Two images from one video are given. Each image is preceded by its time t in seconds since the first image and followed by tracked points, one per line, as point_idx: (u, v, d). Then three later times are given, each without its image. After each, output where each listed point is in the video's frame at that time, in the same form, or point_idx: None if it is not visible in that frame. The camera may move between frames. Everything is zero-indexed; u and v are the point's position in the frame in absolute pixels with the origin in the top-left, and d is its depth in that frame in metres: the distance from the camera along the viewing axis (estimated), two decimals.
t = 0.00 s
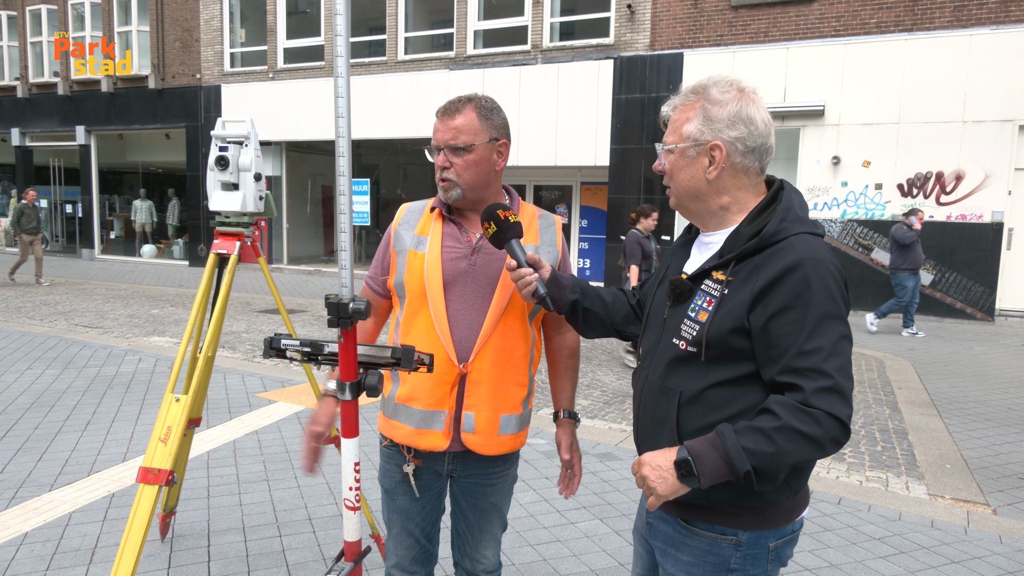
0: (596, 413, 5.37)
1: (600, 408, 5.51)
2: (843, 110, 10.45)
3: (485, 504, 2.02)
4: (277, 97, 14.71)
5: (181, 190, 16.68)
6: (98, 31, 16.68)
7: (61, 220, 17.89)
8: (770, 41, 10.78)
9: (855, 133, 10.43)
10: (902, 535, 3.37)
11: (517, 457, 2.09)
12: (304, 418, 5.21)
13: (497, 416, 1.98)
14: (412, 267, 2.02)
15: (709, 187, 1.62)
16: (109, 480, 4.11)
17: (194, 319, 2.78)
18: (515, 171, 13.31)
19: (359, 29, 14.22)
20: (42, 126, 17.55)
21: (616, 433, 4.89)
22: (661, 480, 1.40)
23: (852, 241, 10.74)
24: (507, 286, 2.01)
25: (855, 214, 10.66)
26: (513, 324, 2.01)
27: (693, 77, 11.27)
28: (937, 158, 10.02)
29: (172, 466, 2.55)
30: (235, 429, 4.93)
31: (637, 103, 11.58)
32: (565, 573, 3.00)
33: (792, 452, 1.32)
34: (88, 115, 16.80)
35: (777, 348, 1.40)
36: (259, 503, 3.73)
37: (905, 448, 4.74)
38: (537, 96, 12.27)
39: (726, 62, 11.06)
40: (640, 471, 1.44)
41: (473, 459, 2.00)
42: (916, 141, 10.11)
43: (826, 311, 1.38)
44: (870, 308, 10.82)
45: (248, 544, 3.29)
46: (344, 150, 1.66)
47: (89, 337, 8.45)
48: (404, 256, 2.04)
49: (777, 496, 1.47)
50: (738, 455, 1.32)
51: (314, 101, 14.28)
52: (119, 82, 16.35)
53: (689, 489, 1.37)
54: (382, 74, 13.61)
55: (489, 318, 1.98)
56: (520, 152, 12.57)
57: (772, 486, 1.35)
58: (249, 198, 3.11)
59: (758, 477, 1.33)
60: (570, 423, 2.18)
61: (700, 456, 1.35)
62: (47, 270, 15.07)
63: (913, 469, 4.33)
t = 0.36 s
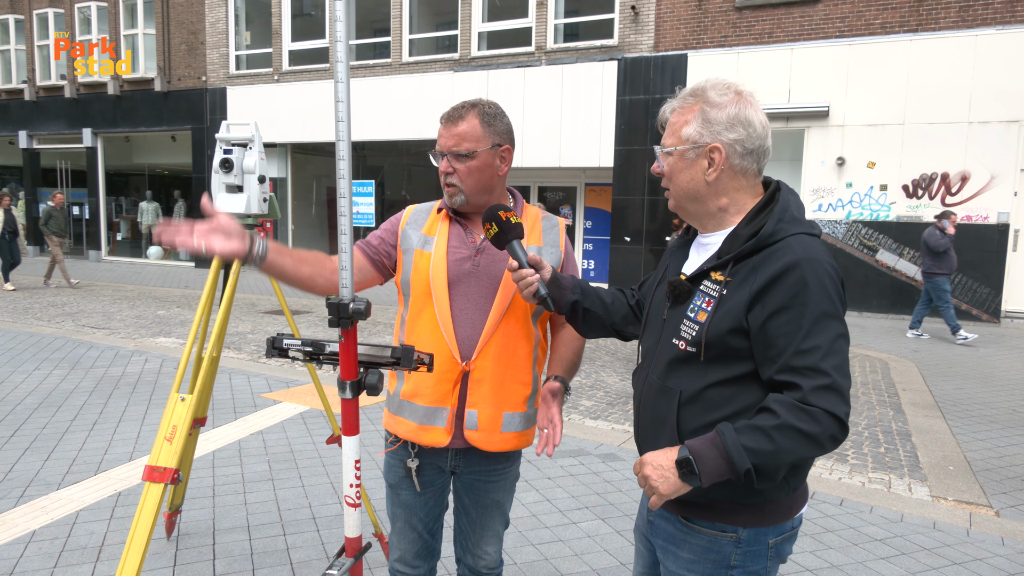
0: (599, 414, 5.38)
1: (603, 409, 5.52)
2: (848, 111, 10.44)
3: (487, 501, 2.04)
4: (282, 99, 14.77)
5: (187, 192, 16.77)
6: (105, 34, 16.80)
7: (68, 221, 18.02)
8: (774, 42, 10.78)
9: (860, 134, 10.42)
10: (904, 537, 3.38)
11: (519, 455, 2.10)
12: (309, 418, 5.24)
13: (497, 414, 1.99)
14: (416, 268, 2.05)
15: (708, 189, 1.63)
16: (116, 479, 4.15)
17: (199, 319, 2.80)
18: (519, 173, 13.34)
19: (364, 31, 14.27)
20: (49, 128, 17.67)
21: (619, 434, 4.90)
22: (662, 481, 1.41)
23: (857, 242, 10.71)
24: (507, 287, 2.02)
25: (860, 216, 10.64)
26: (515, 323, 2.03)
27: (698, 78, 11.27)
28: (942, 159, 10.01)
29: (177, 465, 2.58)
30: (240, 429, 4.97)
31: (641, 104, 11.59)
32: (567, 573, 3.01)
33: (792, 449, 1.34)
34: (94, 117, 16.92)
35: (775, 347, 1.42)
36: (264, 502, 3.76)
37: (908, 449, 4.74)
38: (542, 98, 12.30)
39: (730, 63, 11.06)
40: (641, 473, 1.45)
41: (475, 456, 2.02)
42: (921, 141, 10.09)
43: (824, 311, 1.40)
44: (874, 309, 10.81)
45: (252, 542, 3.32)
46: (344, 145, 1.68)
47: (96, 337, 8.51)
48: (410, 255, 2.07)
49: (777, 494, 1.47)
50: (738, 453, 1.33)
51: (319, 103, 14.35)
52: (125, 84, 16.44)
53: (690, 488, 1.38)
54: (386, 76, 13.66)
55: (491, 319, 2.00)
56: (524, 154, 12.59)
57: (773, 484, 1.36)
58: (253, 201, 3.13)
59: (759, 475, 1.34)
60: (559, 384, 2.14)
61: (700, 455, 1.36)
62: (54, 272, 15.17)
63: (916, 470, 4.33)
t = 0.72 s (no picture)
0: (606, 413, 5.41)
1: (610, 408, 5.54)
2: (857, 109, 10.40)
3: (488, 498, 2.07)
4: (293, 100, 14.88)
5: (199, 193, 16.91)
6: (118, 36, 17.00)
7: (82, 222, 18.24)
8: (783, 41, 10.75)
9: (870, 132, 10.37)
10: (909, 535, 3.38)
11: (520, 452, 2.14)
12: (318, 416, 5.30)
13: (496, 412, 2.02)
14: (419, 267, 2.09)
15: (702, 190, 1.66)
16: (129, 475, 4.22)
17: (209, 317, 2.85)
18: (528, 172, 13.37)
19: (374, 33, 14.36)
20: (63, 129, 17.88)
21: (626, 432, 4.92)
22: (658, 475, 1.44)
23: (867, 240, 10.64)
24: (508, 287, 2.05)
25: (869, 214, 10.59)
26: (515, 322, 2.06)
27: (706, 77, 11.26)
28: (952, 157, 9.95)
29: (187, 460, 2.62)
30: (251, 426, 5.03)
31: (649, 103, 11.57)
32: (571, 569, 3.04)
33: (785, 444, 1.36)
34: (107, 119, 17.11)
35: (769, 345, 1.44)
36: (273, 498, 3.82)
37: (916, 448, 4.73)
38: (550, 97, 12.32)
39: (739, 62, 11.03)
40: (637, 468, 1.48)
41: (476, 453, 2.05)
42: (931, 140, 10.04)
43: (816, 310, 1.42)
44: (884, 308, 10.75)
45: (262, 538, 3.38)
46: (345, 144, 1.73)
47: (109, 336, 8.62)
48: (416, 255, 2.11)
49: (772, 489, 1.50)
50: (732, 448, 1.36)
51: (328, 104, 14.45)
52: (138, 86, 16.60)
53: (685, 483, 1.41)
54: (395, 76, 13.72)
55: (491, 317, 2.03)
56: (533, 154, 12.62)
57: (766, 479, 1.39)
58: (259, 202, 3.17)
59: (753, 470, 1.37)
60: (571, 427, 2.21)
61: (695, 451, 1.39)
62: (68, 271, 15.36)
63: (923, 470, 4.32)
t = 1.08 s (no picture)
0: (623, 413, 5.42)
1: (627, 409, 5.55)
2: (880, 109, 10.27)
3: (500, 494, 2.10)
4: (316, 104, 15.08)
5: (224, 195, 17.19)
6: (146, 42, 17.37)
7: (111, 224, 18.66)
8: (805, 40, 10.65)
9: (894, 131, 10.23)
10: (927, 537, 3.35)
11: (531, 450, 2.17)
12: (338, 415, 5.38)
13: (506, 410, 2.06)
14: (431, 269, 2.14)
15: (706, 194, 1.68)
16: (154, 472, 4.33)
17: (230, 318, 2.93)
18: (548, 174, 13.41)
19: (395, 36, 14.50)
20: (93, 134, 18.30)
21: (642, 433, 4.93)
22: (657, 469, 1.47)
23: (892, 241, 10.49)
24: (518, 287, 2.08)
25: (894, 214, 10.44)
26: (524, 322, 2.09)
27: (727, 78, 11.20)
28: (979, 156, 9.79)
29: (210, 456, 2.70)
30: (273, 425, 5.13)
31: (669, 103, 11.53)
32: (585, 567, 3.07)
33: (782, 441, 1.38)
34: (136, 123, 17.48)
35: (768, 344, 1.46)
36: (294, 495, 3.89)
37: (937, 451, 4.67)
38: (570, 99, 12.33)
39: (760, 62, 10.95)
40: (638, 462, 1.51)
41: (488, 451, 2.09)
42: (957, 139, 9.88)
43: (815, 310, 1.43)
44: (909, 310, 10.60)
45: (282, 533, 3.45)
46: (356, 148, 1.83)
47: (137, 337, 8.82)
48: (428, 256, 2.16)
49: (772, 485, 1.51)
50: (730, 444, 1.38)
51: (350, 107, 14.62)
52: (165, 91, 16.96)
53: (684, 477, 1.43)
54: (416, 79, 13.84)
55: (501, 316, 2.07)
56: (553, 156, 12.65)
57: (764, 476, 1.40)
58: (280, 205, 3.32)
59: (752, 466, 1.39)
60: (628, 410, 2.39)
61: (693, 446, 1.41)
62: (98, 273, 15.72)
63: (944, 472, 4.27)
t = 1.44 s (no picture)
0: (630, 414, 5.44)
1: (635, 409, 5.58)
2: (893, 110, 10.21)
3: (502, 490, 2.14)
4: (328, 107, 15.21)
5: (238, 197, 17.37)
6: (162, 45, 17.59)
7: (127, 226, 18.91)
8: (816, 41, 10.62)
9: (906, 132, 10.18)
10: (931, 538, 3.35)
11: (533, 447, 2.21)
12: (348, 415, 5.45)
13: (513, 406, 2.10)
14: (433, 272, 2.18)
15: (716, 195, 1.70)
16: (167, 469, 4.42)
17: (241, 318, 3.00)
18: (558, 176, 13.44)
19: (407, 38, 14.59)
20: (110, 137, 18.56)
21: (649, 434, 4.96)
22: (642, 460, 1.50)
23: (903, 242, 10.44)
24: (518, 286, 2.13)
25: (906, 216, 10.39)
26: (525, 321, 2.13)
27: (738, 79, 11.18)
28: (992, 157, 9.73)
29: (219, 452, 2.76)
30: (284, 424, 5.20)
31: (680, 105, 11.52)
32: (588, 565, 3.10)
33: (763, 437, 1.41)
34: (152, 126, 17.71)
35: (756, 343, 1.49)
36: (303, 493, 3.95)
37: (946, 452, 4.65)
38: (580, 100, 12.36)
39: (771, 63, 10.92)
40: (624, 452, 1.54)
41: (491, 447, 2.13)
42: (970, 140, 9.82)
43: (799, 312, 1.46)
44: (921, 312, 10.51)
45: (291, 529, 3.51)
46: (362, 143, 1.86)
47: (151, 337, 8.96)
48: (428, 262, 2.22)
49: (761, 481, 1.55)
50: (712, 438, 1.42)
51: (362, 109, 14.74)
52: (180, 94, 17.18)
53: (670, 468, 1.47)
54: (428, 82, 13.94)
55: (502, 315, 2.11)
56: (563, 157, 12.68)
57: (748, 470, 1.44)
58: (291, 207, 3.45)
59: (732, 459, 1.43)
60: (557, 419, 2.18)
61: (677, 437, 1.45)
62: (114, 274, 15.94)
63: (952, 474, 4.26)
